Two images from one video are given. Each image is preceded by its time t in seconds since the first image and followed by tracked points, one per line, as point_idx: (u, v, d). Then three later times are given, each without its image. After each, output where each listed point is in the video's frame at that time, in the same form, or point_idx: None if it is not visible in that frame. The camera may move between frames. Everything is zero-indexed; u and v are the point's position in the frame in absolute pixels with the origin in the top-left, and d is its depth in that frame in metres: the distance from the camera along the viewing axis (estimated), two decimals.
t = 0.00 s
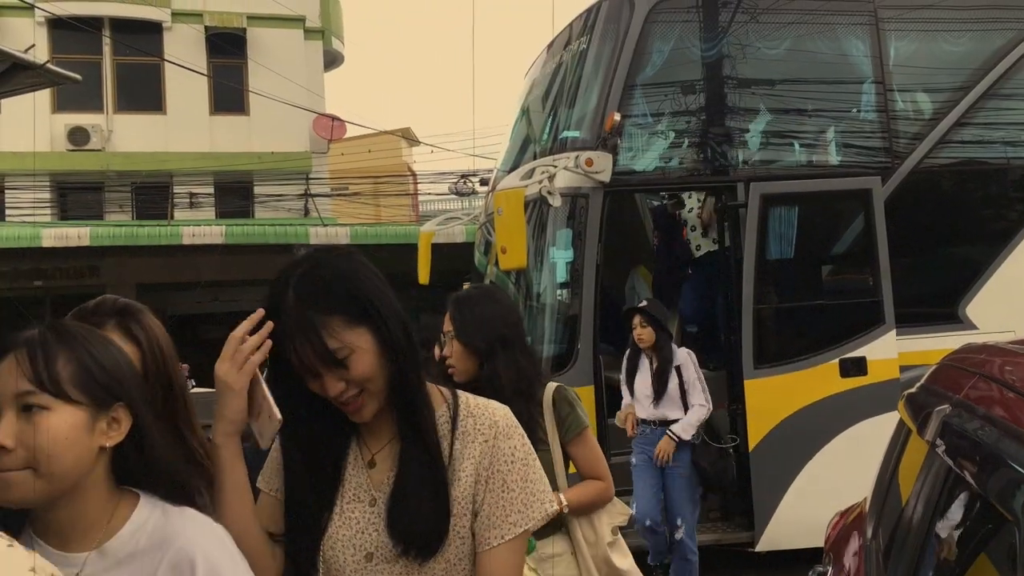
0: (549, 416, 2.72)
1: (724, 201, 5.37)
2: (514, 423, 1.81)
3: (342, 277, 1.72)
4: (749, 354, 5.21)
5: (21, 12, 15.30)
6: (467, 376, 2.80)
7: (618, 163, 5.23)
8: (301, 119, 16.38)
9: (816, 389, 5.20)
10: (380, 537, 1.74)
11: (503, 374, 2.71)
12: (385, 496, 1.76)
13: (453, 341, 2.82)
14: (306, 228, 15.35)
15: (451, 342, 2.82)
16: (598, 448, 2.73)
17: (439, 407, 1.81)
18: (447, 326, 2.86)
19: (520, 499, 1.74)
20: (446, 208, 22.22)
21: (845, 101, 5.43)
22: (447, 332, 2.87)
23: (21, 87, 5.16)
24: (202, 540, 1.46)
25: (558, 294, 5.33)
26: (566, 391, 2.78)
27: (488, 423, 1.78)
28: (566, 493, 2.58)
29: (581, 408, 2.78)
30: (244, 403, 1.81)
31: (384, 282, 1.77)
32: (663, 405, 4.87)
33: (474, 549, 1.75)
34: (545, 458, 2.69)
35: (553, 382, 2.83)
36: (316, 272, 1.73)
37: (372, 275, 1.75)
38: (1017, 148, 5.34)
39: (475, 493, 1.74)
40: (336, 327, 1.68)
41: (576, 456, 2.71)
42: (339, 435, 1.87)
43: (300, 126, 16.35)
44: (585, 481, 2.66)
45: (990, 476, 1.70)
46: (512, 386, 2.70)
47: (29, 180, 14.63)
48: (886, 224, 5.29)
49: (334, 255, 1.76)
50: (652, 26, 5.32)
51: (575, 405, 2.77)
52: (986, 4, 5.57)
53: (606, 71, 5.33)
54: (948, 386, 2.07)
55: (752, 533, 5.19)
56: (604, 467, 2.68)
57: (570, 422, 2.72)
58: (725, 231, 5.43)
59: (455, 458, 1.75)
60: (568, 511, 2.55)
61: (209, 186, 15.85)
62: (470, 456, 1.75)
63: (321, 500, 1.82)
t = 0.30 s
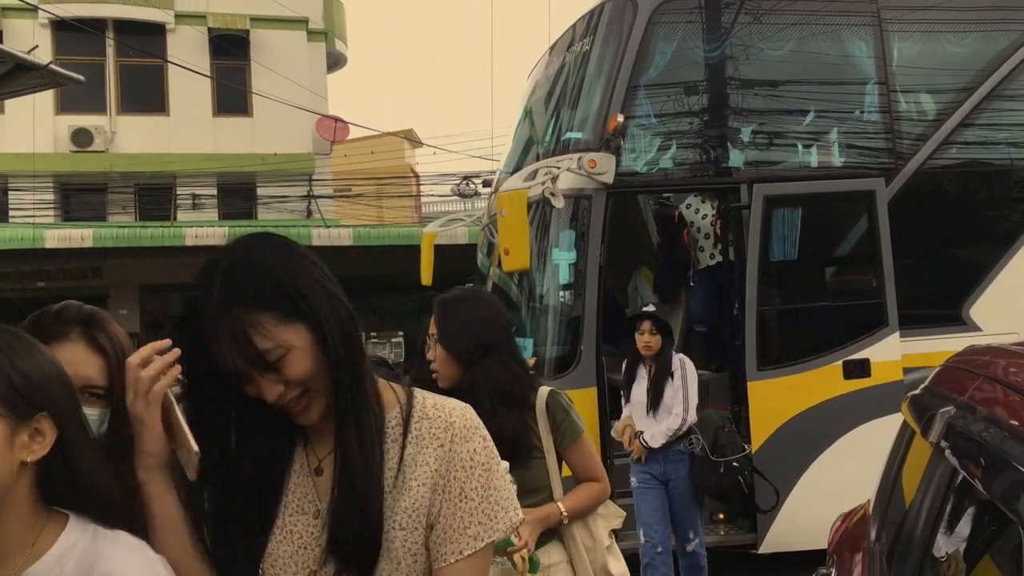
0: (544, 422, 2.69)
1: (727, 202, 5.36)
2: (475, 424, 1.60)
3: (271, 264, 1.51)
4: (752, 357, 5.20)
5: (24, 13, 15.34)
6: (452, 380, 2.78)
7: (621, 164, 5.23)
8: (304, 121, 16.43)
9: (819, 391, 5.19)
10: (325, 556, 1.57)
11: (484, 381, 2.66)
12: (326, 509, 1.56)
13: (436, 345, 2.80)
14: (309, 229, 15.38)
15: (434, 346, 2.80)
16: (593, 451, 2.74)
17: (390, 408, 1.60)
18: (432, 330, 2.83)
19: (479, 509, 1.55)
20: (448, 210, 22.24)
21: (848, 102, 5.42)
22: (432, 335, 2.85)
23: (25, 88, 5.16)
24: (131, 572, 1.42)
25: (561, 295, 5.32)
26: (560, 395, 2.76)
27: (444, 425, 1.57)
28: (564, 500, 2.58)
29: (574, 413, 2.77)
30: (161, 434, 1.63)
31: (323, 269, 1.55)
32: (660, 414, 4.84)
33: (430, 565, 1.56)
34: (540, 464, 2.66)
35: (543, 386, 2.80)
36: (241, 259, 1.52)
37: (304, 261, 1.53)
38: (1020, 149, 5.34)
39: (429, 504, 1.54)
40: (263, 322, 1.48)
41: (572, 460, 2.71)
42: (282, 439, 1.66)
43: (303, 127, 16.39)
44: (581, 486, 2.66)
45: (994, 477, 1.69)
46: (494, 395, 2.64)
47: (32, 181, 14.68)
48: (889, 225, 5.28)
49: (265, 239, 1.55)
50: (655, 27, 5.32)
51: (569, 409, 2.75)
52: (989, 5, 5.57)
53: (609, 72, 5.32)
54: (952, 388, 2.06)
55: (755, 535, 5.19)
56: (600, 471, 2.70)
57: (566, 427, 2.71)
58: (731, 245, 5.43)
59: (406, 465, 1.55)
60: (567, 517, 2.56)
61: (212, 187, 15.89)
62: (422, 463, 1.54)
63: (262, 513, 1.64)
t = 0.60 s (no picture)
0: (527, 420, 2.68)
1: (730, 203, 5.36)
2: (445, 427, 1.63)
3: (207, 274, 1.43)
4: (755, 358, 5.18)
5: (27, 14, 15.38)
6: (426, 378, 2.76)
7: (623, 165, 5.23)
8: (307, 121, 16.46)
9: (821, 391, 5.18)
10: None
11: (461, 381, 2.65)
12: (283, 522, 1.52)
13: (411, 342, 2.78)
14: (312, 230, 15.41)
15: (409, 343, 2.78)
16: (574, 450, 2.72)
17: (356, 415, 1.59)
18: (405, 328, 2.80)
19: (450, 514, 1.57)
20: (450, 210, 22.29)
21: (851, 103, 5.42)
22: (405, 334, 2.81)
23: (27, 89, 5.17)
24: None
25: (563, 295, 5.32)
26: (541, 391, 2.74)
27: (413, 430, 1.58)
28: (546, 500, 2.60)
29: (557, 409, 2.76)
30: (121, 481, 1.53)
31: (270, 275, 1.48)
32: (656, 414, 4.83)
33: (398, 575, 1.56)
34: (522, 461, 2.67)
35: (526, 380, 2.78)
36: (178, 268, 1.45)
37: (248, 267, 1.46)
38: None
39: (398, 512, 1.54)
40: (205, 336, 1.43)
41: (554, 459, 2.70)
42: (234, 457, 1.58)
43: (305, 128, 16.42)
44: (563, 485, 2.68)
45: (998, 478, 1.69)
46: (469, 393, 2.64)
47: (35, 181, 14.69)
48: (892, 225, 5.27)
49: (205, 244, 1.47)
50: (658, 27, 5.31)
51: (553, 406, 2.74)
52: (992, 5, 5.56)
53: (612, 72, 5.32)
54: (956, 388, 2.06)
55: (758, 535, 5.17)
56: (582, 472, 2.70)
57: (550, 425, 2.69)
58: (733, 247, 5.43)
59: (374, 473, 1.54)
60: (549, 517, 2.57)
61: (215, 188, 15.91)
62: (390, 469, 1.54)
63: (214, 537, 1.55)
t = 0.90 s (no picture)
0: (500, 421, 2.56)
1: (732, 201, 5.36)
2: (426, 446, 1.46)
3: (158, 271, 1.23)
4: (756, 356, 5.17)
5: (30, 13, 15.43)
6: (396, 387, 2.64)
7: (625, 164, 5.22)
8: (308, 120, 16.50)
9: (825, 390, 5.18)
10: None
11: (431, 388, 2.54)
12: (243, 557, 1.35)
13: (376, 350, 2.66)
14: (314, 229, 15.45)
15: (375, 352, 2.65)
16: (545, 453, 2.62)
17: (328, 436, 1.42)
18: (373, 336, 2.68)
19: (427, 547, 1.44)
20: (452, 209, 22.33)
21: (853, 101, 5.41)
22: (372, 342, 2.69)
23: (28, 87, 5.18)
24: None
25: (565, 294, 5.31)
26: (512, 391, 2.63)
27: (390, 452, 1.42)
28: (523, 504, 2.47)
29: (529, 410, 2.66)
30: None
31: (232, 273, 1.28)
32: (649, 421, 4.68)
33: None
34: (495, 464, 2.54)
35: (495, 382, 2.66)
36: (129, 264, 1.24)
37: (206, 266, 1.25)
38: None
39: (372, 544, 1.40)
40: (154, 344, 1.22)
41: (528, 461, 2.58)
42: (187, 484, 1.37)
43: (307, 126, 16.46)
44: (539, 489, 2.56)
45: (1001, 477, 1.68)
46: (439, 398, 2.53)
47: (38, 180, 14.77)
48: (894, 224, 5.26)
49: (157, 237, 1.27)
50: (660, 26, 5.31)
51: (526, 407, 2.63)
52: (994, 3, 5.56)
53: (614, 71, 5.32)
54: (958, 387, 2.06)
55: (760, 534, 5.16)
56: (555, 475, 2.60)
57: (523, 425, 2.58)
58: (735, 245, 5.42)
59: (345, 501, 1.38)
60: (527, 522, 2.46)
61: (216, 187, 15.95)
62: (364, 497, 1.38)
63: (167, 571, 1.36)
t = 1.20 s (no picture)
0: (471, 419, 2.47)
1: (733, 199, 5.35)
2: (422, 473, 1.27)
3: (123, 255, 1.08)
4: (758, 355, 5.17)
5: (32, 13, 15.53)
6: (372, 388, 2.53)
7: (627, 162, 5.21)
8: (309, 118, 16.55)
9: (827, 388, 5.17)
10: None
11: (405, 386, 2.45)
12: None
13: (350, 350, 2.56)
14: (315, 228, 15.47)
15: (349, 352, 2.56)
16: (524, 448, 2.49)
17: (311, 454, 1.23)
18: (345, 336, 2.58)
19: None
20: (454, 207, 22.34)
21: (855, 98, 5.40)
22: (345, 342, 2.59)
23: (30, 87, 5.23)
24: None
25: (567, 293, 5.31)
26: (485, 388, 2.53)
27: (379, 477, 1.23)
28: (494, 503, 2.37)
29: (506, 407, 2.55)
30: None
31: (212, 266, 1.13)
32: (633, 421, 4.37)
33: None
34: (467, 463, 2.44)
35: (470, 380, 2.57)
36: (92, 249, 1.09)
37: (183, 260, 1.09)
38: None
39: None
40: (113, 339, 1.07)
41: (503, 459, 2.47)
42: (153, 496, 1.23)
43: (308, 125, 16.51)
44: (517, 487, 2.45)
45: (1002, 474, 1.68)
46: (413, 397, 2.44)
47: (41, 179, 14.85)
48: (897, 222, 5.25)
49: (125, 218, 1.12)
50: (661, 23, 5.29)
51: (500, 404, 2.52)
52: None
53: (615, 68, 5.31)
54: (960, 384, 2.05)
55: (763, 532, 5.16)
56: (533, 470, 2.48)
57: (495, 422, 2.47)
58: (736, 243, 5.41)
59: (322, 532, 1.19)
60: (497, 522, 2.34)
61: (218, 186, 16.00)
62: (343, 527, 1.19)
63: None
